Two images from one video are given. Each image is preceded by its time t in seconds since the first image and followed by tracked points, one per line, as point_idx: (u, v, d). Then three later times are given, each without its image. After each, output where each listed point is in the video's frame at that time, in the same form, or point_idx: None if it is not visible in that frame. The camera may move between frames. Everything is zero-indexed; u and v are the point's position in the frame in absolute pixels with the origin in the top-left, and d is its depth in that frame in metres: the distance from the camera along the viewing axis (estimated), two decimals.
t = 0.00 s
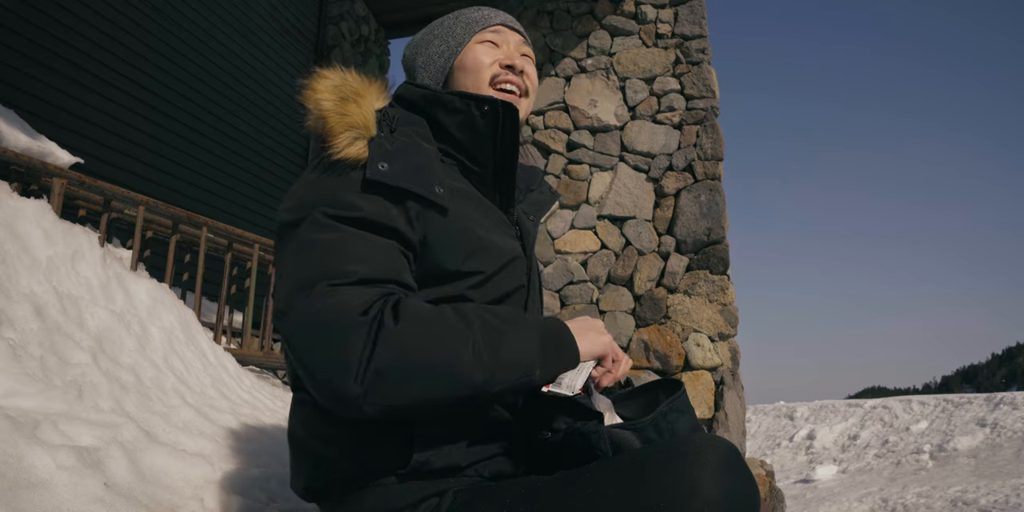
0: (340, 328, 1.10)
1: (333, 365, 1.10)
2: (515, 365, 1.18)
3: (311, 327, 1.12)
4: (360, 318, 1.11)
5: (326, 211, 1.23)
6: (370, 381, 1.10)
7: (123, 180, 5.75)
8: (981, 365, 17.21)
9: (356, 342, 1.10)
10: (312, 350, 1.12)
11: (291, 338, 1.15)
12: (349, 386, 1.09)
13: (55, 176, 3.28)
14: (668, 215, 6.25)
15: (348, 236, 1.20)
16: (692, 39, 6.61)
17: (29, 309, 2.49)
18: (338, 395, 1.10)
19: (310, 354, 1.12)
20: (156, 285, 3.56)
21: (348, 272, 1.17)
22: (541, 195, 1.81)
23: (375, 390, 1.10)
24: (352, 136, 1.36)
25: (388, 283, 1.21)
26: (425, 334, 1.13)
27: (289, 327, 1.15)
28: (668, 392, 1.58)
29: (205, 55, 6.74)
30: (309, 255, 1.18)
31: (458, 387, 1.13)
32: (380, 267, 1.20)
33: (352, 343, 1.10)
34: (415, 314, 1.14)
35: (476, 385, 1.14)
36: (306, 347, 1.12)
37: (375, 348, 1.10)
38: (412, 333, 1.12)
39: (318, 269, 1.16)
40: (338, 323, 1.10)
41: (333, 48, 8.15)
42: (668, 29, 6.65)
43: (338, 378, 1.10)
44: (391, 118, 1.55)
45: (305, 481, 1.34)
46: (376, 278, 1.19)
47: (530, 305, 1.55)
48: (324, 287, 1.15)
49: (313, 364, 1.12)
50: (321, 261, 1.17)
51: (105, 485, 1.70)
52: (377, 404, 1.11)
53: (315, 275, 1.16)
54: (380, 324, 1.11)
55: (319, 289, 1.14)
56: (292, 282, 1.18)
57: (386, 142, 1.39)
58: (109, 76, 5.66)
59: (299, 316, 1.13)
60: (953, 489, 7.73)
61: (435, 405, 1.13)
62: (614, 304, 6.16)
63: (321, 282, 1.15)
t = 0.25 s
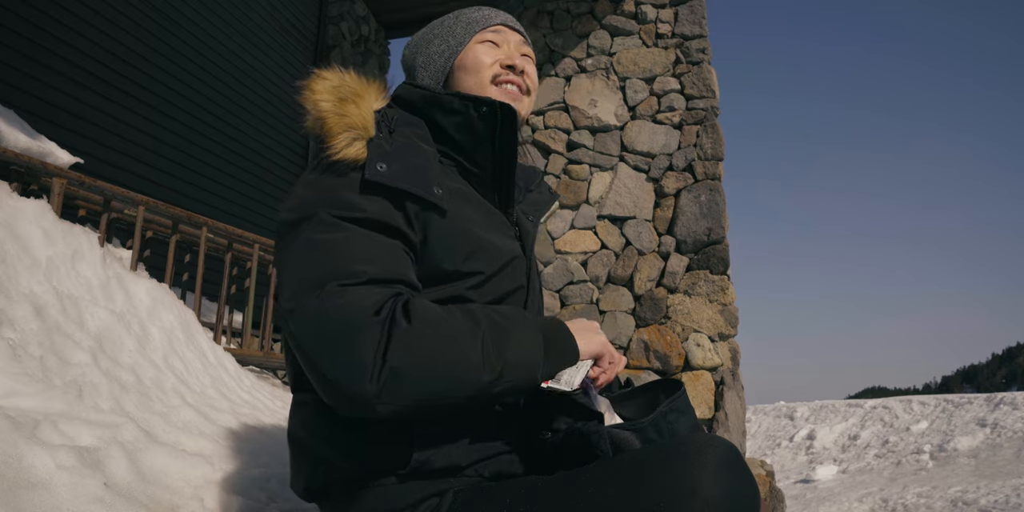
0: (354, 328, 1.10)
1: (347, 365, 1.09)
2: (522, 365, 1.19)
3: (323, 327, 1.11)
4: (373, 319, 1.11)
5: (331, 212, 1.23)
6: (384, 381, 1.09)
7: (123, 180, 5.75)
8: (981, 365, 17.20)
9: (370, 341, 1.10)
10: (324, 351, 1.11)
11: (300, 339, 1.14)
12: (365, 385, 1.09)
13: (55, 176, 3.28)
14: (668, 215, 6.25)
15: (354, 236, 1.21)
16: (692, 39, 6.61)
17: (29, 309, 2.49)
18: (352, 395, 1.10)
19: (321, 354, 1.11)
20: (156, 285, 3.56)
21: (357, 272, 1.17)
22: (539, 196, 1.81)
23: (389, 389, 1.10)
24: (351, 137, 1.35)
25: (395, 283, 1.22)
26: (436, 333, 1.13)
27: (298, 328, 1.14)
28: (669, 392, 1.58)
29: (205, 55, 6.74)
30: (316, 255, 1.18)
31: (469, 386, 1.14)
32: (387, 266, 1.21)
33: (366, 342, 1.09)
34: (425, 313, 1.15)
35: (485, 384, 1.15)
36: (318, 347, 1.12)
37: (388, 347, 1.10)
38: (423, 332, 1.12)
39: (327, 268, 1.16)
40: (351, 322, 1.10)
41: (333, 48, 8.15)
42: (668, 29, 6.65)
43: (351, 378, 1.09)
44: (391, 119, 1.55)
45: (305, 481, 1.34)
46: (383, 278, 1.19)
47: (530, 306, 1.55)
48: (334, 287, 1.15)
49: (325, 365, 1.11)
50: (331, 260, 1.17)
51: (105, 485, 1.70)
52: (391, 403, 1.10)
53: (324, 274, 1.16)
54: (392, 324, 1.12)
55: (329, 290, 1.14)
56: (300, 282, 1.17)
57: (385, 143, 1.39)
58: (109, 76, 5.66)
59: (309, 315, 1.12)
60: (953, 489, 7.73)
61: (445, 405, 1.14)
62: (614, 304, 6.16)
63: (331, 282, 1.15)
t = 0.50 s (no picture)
0: (356, 329, 1.10)
1: (348, 366, 1.09)
2: (522, 370, 1.19)
3: (324, 327, 1.11)
4: (375, 321, 1.11)
5: (333, 213, 1.23)
6: (385, 383, 1.09)
7: (123, 180, 5.75)
8: (981, 365, 17.20)
9: (372, 343, 1.09)
10: (324, 352, 1.11)
11: (301, 339, 1.13)
12: (365, 387, 1.08)
13: (55, 175, 3.28)
14: (668, 215, 6.25)
15: (356, 237, 1.21)
16: (692, 39, 6.61)
17: (29, 309, 2.49)
18: (352, 396, 1.10)
19: (321, 355, 1.11)
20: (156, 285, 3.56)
21: (359, 274, 1.17)
22: (539, 195, 1.81)
23: (390, 391, 1.10)
24: (351, 138, 1.35)
25: (397, 285, 1.22)
26: (439, 337, 1.14)
27: (299, 327, 1.14)
28: (668, 392, 1.58)
29: (205, 55, 6.74)
30: (318, 256, 1.18)
31: (470, 390, 1.14)
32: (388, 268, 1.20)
33: (367, 344, 1.09)
34: (426, 317, 1.15)
35: (485, 389, 1.15)
36: (319, 348, 1.11)
37: (391, 350, 1.10)
38: (425, 336, 1.13)
39: (330, 270, 1.16)
40: (353, 324, 1.10)
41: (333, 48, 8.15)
42: (668, 29, 6.65)
43: (352, 379, 1.09)
44: (392, 121, 1.54)
45: (304, 483, 1.34)
46: (385, 281, 1.20)
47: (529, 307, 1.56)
48: (336, 288, 1.14)
49: (325, 365, 1.11)
50: (333, 261, 1.17)
51: (105, 485, 1.70)
52: (391, 405, 1.10)
53: (326, 275, 1.16)
54: (394, 326, 1.12)
55: (331, 291, 1.14)
56: (301, 283, 1.17)
57: (386, 145, 1.39)
58: (109, 76, 5.66)
59: (310, 316, 1.12)
60: (953, 489, 7.74)
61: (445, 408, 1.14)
62: (614, 304, 6.16)
63: (332, 283, 1.15)
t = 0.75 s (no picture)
0: (344, 313, 1.10)
1: (335, 350, 1.10)
2: (514, 367, 1.19)
3: (313, 310, 1.11)
4: (364, 305, 1.11)
5: (333, 205, 1.24)
6: (370, 367, 1.09)
7: (123, 180, 5.74)
8: (981, 365, 17.20)
9: (359, 327, 1.10)
10: (312, 335, 1.11)
11: (290, 321, 1.14)
12: (350, 371, 1.09)
13: (55, 176, 3.28)
14: (668, 215, 6.25)
15: (355, 229, 1.21)
16: (692, 39, 6.61)
17: (29, 309, 2.49)
18: (337, 379, 1.10)
19: (310, 336, 1.11)
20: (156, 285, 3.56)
21: (352, 260, 1.16)
22: (539, 193, 1.81)
23: (375, 376, 1.09)
24: (354, 140, 1.35)
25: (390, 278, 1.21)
26: (431, 330, 1.14)
27: (289, 306, 1.14)
28: (669, 392, 1.58)
29: (205, 55, 6.74)
30: (314, 241, 1.18)
31: (458, 386, 1.13)
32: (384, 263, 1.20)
33: (355, 328, 1.10)
34: (420, 310, 1.15)
35: (475, 384, 1.14)
36: (307, 331, 1.12)
37: (381, 336, 1.10)
38: (417, 328, 1.13)
39: (322, 254, 1.16)
40: (342, 307, 1.10)
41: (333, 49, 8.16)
42: (668, 29, 6.65)
43: (338, 363, 1.09)
44: (394, 122, 1.54)
45: (304, 484, 1.34)
46: (380, 271, 1.19)
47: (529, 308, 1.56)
48: (327, 271, 1.14)
49: (312, 349, 1.12)
50: (328, 246, 1.17)
51: (105, 485, 1.71)
52: (375, 393, 1.10)
53: (319, 258, 1.16)
54: (383, 312, 1.12)
55: (322, 273, 1.14)
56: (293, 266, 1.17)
57: (389, 146, 1.39)
58: (109, 76, 5.66)
59: (301, 297, 1.13)
60: (953, 489, 7.74)
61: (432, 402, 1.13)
62: (614, 304, 6.16)
63: (323, 266, 1.15)
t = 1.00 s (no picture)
0: (323, 308, 1.11)
1: (313, 345, 1.10)
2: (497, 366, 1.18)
3: (292, 305, 1.12)
4: (342, 299, 1.12)
5: (322, 202, 1.24)
6: (346, 363, 1.10)
7: (123, 180, 5.75)
8: (981, 365, 17.19)
9: (337, 322, 1.10)
10: (291, 330, 1.12)
11: (270, 315, 1.15)
12: (326, 366, 1.09)
13: (55, 175, 3.28)
14: (668, 215, 6.25)
15: (343, 225, 1.21)
16: (692, 39, 6.61)
17: (29, 309, 2.49)
18: (314, 374, 1.10)
19: (289, 330, 1.12)
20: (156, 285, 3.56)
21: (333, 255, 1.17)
22: (534, 190, 1.81)
23: (350, 372, 1.10)
24: (350, 140, 1.35)
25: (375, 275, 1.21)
26: (411, 328, 1.13)
27: (272, 301, 1.15)
28: (668, 391, 1.58)
29: (205, 55, 6.74)
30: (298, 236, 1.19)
31: (436, 384, 1.13)
32: (370, 260, 1.20)
33: (333, 323, 1.10)
34: (402, 308, 1.15)
35: (457, 383, 1.14)
36: (286, 325, 1.13)
37: (359, 333, 1.10)
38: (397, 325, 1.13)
39: (304, 249, 1.17)
40: (320, 302, 1.11)
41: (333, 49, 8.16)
42: (668, 29, 6.65)
43: (316, 358, 1.10)
44: (389, 120, 1.54)
45: (303, 484, 1.34)
46: (364, 268, 1.19)
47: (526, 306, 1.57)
48: (307, 266, 1.15)
49: (292, 344, 1.13)
50: (313, 242, 1.17)
51: (105, 485, 1.70)
52: (352, 389, 1.10)
53: (302, 254, 1.16)
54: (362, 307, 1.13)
55: (302, 268, 1.14)
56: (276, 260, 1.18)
57: (385, 145, 1.39)
58: (109, 76, 5.66)
59: (283, 291, 1.14)
60: (953, 489, 7.74)
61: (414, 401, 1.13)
62: (614, 304, 6.16)
63: (304, 261, 1.15)
